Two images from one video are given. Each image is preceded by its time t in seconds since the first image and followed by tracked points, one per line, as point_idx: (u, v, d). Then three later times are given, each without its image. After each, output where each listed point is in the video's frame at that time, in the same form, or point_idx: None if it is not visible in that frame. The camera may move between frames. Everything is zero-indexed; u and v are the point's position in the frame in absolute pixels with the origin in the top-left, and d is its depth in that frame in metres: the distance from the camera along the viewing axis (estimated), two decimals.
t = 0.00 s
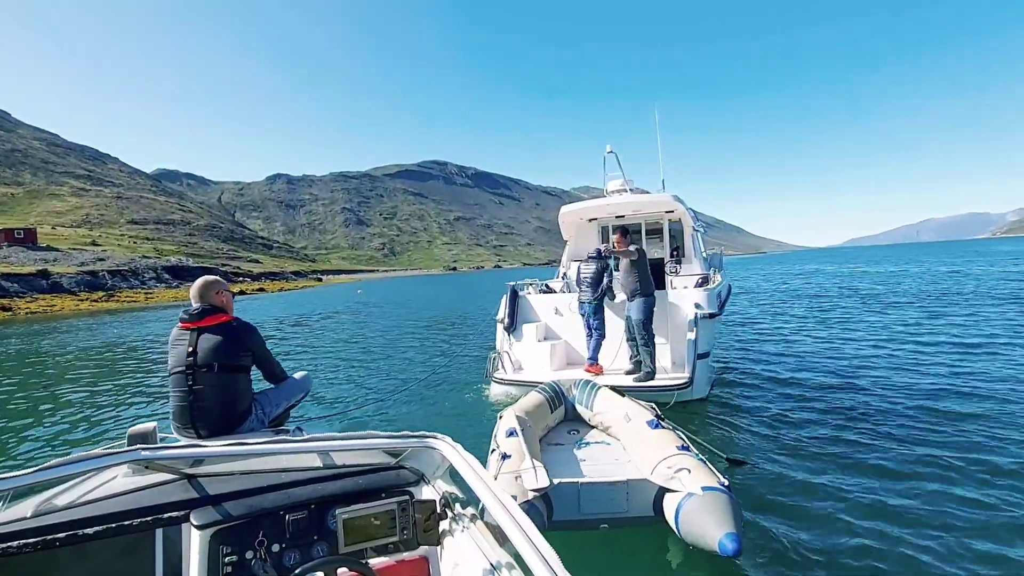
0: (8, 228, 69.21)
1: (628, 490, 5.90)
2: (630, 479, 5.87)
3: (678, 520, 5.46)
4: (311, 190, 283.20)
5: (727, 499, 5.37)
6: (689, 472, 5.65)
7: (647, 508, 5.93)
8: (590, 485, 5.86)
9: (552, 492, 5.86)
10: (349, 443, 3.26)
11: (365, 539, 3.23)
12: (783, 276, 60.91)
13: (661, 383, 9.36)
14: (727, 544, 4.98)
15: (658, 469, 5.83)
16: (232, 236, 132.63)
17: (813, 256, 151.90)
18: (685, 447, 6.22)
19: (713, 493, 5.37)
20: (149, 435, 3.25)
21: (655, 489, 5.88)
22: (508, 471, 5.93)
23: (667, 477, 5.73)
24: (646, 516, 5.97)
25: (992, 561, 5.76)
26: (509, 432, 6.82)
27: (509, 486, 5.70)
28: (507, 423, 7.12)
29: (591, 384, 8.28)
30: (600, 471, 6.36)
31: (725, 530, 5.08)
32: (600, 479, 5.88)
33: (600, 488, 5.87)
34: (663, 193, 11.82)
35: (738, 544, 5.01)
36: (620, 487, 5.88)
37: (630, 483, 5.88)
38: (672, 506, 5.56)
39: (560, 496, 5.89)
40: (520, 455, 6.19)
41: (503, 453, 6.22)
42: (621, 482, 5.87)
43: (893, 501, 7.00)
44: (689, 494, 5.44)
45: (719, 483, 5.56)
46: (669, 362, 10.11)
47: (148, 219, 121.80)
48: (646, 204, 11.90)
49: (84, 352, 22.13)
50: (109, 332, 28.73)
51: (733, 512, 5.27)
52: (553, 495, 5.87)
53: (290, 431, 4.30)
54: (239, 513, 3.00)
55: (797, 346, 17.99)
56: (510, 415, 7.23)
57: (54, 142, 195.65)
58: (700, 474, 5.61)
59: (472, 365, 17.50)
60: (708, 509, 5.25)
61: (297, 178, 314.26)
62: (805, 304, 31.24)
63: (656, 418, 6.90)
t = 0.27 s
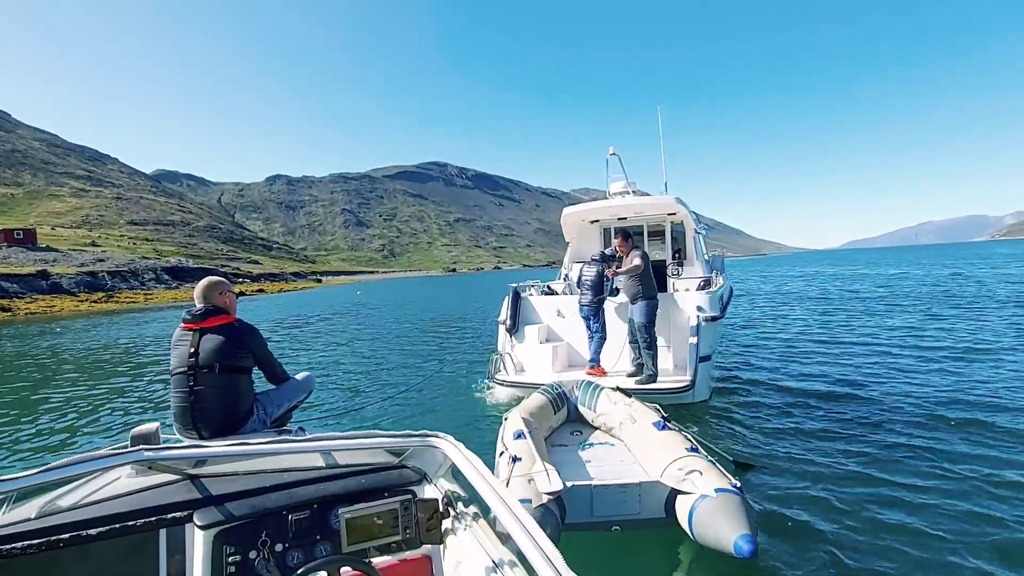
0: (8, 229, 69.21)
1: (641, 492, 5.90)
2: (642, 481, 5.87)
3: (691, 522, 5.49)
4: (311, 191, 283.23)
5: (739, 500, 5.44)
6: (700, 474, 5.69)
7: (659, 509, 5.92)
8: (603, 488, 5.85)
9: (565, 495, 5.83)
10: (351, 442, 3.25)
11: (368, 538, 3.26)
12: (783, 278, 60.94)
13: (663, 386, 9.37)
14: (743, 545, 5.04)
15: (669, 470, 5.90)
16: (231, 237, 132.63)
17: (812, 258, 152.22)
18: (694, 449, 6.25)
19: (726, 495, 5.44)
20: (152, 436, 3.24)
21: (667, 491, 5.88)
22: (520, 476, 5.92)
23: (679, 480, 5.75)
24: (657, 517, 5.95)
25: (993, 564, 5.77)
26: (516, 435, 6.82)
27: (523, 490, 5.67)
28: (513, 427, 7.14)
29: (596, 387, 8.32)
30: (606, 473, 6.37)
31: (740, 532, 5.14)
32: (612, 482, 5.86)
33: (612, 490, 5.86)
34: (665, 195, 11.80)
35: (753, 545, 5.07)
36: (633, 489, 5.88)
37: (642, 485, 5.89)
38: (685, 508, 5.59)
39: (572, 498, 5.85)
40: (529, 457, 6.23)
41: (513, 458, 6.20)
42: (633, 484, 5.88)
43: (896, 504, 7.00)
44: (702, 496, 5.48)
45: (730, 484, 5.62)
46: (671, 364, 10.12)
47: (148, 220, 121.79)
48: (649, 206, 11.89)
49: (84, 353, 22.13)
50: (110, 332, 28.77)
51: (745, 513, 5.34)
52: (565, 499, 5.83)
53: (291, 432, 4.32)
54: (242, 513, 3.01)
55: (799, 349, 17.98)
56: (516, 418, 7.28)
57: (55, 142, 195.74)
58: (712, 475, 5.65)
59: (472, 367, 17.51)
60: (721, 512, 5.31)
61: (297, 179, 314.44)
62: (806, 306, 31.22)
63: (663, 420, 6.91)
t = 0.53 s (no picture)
0: (7, 229, 69.11)
1: (653, 493, 5.94)
2: (654, 483, 5.91)
3: (703, 523, 5.51)
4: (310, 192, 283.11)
5: (752, 501, 5.45)
6: (711, 475, 5.72)
7: (671, 510, 5.96)
8: (616, 489, 5.87)
9: (578, 497, 5.85)
10: (357, 444, 3.30)
11: (372, 539, 3.24)
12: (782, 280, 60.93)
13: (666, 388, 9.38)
14: (757, 546, 5.01)
15: (679, 472, 5.95)
16: (230, 237, 132.49)
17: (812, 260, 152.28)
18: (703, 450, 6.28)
19: (738, 495, 5.45)
20: (158, 439, 3.26)
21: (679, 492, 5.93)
22: (533, 477, 5.91)
23: (690, 481, 5.79)
24: (669, 518, 6.01)
25: (996, 567, 5.79)
26: (524, 436, 6.85)
27: (537, 491, 5.64)
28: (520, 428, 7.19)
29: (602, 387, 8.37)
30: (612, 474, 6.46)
31: (754, 532, 5.12)
32: (625, 483, 5.90)
33: (624, 492, 5.89)
34: (668, 197, 11.79)
35: (768, 545, 5.05)
36: (645, 490, 5.92)
37: (654, 486, 5.92)
38: (697, 510, 5.60)
39: (585, 500, 5.88)
40: (540, 459, 6.30)
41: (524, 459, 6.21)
42: (644, 486, 5.91)
43: (898, 507, 7.02)
44: (715, 496, 5.50)
45: (743, 485, 5.64)
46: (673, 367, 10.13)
47: (147, 220, 121.65)
48: (652, 208, 11.89)
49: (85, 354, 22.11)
50: (111, 333, 28.76)
51: (758, 513, 5.34)
52: (577, 500, 5.85)
53: (295, 434, 4.33)
54: (247, 515, 3.01)
55: (800, 351, 17.99)
56: (524, 420, 7.34)
57: (53, 142, 195.57)
58: (723, 476, 5.70)
59: (474, 368, 17.51)
60: (734, 511, 5.31)
61: (296, 179, 314.36)
62: (807, 308, 31.22)
63: (670, 420, 6.92)
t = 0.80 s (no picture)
0: (7, 230, 69.09)
1: (664, 492, 6.01)
2: (665, 480, 5.97)
3: (717, 520, 5.59)
4: (310, 193, 283.16)
5: (762, 496, 5.58)
6: (721, 472, 5.81)
7: (682, 507, 6.06)
8: (627, 488, 5.92)
9: (589, 495, 5.89)
10: (362, 449, 3.35)
11: (377, 543, 3.26)
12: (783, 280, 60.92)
13: (669, 389, 9.41)
14: (771, 541, 5.14)
15: (688, 469, 6.02)
16: (230, 238, 132.46)
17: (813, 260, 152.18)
18: (711, 447, 6.34)
19: (750, 492, 5.57)
20: (166, 443, 3.27)
21: (690, 489, 6.00)
22: (544, 477, 5.99)
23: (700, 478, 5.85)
24: (680, 516, 6.10)
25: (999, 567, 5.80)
26: (532, 437, 6.95)
27: (550, 490, 5.73)
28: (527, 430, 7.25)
29: (603, 388, 8.40)
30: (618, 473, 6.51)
31: (768, 528, 5.25)
32: (636, 481, 5.96)
33: (636, 490, 5.95)
34: (670, 197, 11.76)
35: (781, 540, 5.17)
36: (656, 488, 5.98)
37: (665, 484, 5.99)
38: (709, 507, 5.70)
39: (597, 498, 5.94)
40: (549, 458, 6.37)
41: (534, 459, 6.28)
42: (656, 483, 5.97)
43: (901, 507, 7.02)
44: (727, 493, 5.59)
45: (752, 481, 5.76)
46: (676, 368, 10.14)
47: (147, 221, 121.70)
48: (654, 209, 11.88)
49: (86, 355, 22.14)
50: (112, 334, 28.77)
51: (769, 508, 5.47)
52: (589, 499, 5.90)
53: (299, 438, 4.35)
54: (253, 519, 3.00)
55: (801, 351, 17.98)
56: (530, 421, 7.45)
57: (53, 143, 195.53)
58: (732, 473, 5.80)
59: (475, 368, 17.54)
60: (747, 507, 5.43)
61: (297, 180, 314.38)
62: (809, 308, 31.18)
63: (676, 419, 6.95)
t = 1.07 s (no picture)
0: (7, 233, 69.04)
1: (674, 490, 6.01)
2: (675, 478, 5.97)
3: (728, 518, 5.58)
4: (309, 195, 283.14)
5: (773, 494, 5.58)
6: (731, 470, 5.83)
7: (692, 505, 6.05)
8: (637, 486, 5.92)
9: (601, 494, 5.91)
10: (365, 451, 3.33)
11: (380, 546, 3.22)
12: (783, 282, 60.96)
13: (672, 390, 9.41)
14: (783, 537, 5.12)
15: (697, 468, 6.03)
16: (230, 240, 132.37)
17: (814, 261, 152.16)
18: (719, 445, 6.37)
19: (760, 489, 5.58)
20: (169, 445, 3.26)
21: (700, 487, 6.00)
22: (555, 475, 6.03)
23: (711, 476, 5.86)
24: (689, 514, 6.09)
25: (1004, 566, 5.77)
26: (539, 437, 7.10)
27: (561, 489, 5.76)
28: (534, 431, 7.29)
29: (608, 388, 8.46)
30: (625, 473, 6.53)
31: (780, 524, 5.23)
32: (647, 480, 5.95)
33: (646, 488, 5.95)
34: (670, 199, 11.76)
35: (794, 536, 5.14)
36: (667, 486, 5.98)
37: (676, 482, 5.99)
38: (719, 504, 5.71)
39: (608, 496, 5.94)
40: (558, 456, 6.49)
41: (544, 458, 6.32)
42: (666, 482, 5.97)
43: (905, 508, 6.99)
44: (737, 490, 5.59)
45: (762, 479, 5.77)
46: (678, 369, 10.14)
47: (147, 224, 121.64)
48: (655, 210, 11.89)
49: (87, 357, 22.12)
50: (112, 336, 28.75)
51: (781, 505, 5.46)
52: (601, 497, 5.91)
53: (301, 440, 4.34)
54: (256, 522, 2.99)
55: (804, 353, 17.93)
56: (536, 422, 7.60)
57: (53, 145, 195.66)
58: (742, 471, 5.82)
59: (477, 370, 17.54)
60: (758, 504, 5.43)
61: (296, 182, 314.51)
62: (810, 310, 31.11)
63: (683, 419, 6.97)
